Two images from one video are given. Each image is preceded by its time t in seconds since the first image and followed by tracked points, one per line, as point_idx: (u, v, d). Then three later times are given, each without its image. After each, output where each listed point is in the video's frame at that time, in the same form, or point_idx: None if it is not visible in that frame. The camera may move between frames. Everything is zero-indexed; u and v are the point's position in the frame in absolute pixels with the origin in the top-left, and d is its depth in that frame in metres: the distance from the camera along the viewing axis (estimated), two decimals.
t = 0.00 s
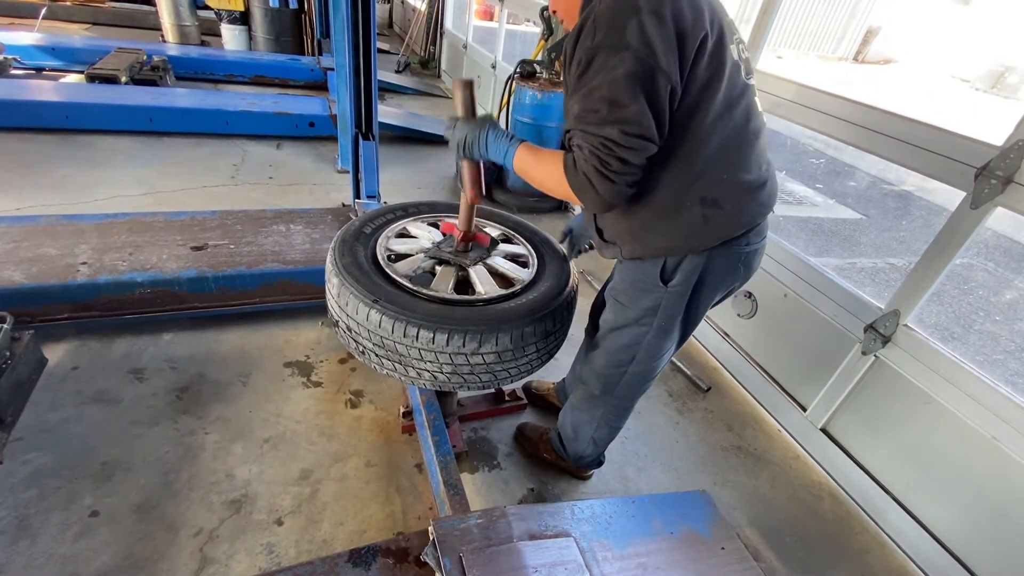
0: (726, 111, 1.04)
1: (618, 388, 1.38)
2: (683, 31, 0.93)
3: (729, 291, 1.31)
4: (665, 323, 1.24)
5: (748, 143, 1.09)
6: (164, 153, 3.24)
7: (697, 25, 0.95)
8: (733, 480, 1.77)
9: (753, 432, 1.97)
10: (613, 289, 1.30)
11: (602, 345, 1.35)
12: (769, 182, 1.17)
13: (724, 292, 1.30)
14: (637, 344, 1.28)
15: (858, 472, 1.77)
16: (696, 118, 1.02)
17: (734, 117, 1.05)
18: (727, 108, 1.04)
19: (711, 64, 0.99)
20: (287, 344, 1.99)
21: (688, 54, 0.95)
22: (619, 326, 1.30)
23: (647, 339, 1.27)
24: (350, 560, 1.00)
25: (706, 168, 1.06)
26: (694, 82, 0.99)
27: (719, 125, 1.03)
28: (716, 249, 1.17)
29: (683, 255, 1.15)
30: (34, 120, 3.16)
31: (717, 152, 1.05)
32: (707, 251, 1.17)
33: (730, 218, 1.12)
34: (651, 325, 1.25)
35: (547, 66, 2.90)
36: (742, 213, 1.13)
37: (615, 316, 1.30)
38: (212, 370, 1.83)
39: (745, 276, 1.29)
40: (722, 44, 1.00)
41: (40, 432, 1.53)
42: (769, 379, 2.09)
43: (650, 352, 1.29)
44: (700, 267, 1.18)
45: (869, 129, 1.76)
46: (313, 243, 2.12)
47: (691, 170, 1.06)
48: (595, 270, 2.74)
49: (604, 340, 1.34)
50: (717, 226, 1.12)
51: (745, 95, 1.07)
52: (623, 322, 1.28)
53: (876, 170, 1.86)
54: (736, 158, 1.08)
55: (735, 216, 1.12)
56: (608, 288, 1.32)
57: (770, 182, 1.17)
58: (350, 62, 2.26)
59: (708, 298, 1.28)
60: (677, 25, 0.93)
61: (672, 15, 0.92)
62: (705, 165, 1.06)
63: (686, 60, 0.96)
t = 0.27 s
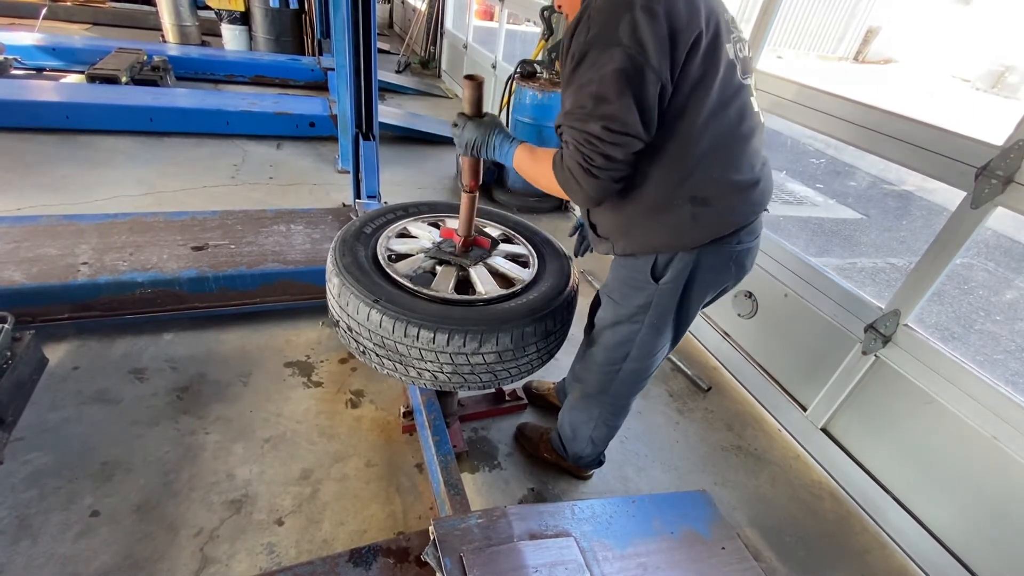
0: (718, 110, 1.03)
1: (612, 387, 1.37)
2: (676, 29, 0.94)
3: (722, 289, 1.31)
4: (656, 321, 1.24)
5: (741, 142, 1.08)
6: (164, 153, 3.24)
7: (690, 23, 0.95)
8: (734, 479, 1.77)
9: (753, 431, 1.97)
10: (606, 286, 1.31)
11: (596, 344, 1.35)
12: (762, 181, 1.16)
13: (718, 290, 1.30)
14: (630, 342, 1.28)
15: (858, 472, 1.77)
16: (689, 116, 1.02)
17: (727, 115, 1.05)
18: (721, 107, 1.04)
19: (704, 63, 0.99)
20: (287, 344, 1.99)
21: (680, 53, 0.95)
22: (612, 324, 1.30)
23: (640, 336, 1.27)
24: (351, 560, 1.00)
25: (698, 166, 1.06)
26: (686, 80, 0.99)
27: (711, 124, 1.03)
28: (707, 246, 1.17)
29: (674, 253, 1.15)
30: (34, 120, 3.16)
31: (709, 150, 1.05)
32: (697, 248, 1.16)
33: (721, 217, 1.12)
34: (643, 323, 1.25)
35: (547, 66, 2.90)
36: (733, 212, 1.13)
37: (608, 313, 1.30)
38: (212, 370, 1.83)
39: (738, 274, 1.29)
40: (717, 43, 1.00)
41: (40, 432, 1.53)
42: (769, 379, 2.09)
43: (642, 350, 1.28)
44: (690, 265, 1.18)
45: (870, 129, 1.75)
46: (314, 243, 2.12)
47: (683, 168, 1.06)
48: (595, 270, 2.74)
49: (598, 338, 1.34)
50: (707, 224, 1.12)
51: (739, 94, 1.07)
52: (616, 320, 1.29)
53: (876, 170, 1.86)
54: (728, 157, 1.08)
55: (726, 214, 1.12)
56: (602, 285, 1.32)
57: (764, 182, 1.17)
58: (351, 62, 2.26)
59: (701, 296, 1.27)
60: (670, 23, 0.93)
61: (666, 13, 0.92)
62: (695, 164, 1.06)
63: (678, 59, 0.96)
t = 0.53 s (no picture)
0: (712, 107, 1.04)
1: (606, 384, 1.37)
2: (670, 22, 0.95)
3: (716, 288, 1.30)
4: (647, 317, 1.24)
5: (734, 140, 1.08)
6: (164, 153, 3.24)
7: (685, 17, 0.96)
8: (734, 479, 1.77)
9: (753, 431, 1.97)
10: (600, 282, 1.32)
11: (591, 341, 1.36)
12: (756, 181, 1.15)
13: (711, 290, 1.29)
14: (622, 338, 1.28)
15: (857, 471, 1.77)
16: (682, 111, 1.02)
17: (720, 112, 1.05)
18: (714, 103, 1.04)
19: (699, 58, 1.00)
20: (287, 344, 1.99)
21: (674, 45, 0.97)
22: (604, 320, 1.30)
23: (631, 333, 1.27)
24: (351, 560, 1.00)
25: (689, 161, 1.07)
26: (680, 74, 1.00)
27: (703, 119, 1.03)
28: (696, 244, 1.16)
29: (664, 248, 1.16)
30: (34, 120, 3.16)
31: (701, 146, 1.05)
32: (687, 245, 1.16)
33: (711, 214, 1.11)
34: (634, 319, 1.25)
35: (547, 66, 2.90)
36: (725, 209, 1.12)
37: (601, 310, 1.31)
38: (213, 370, 1.83)
39: (732, 273, 1.27)
40: (712, 39, 1.01)
41: (41, 432, 1.53)
42: (768, 378, 2.09)
43: (634, 347, 1.28)
44: (680, 261, 1.18)
45: (870, 129, 1.75)
46: (314, 243, 2.12)
47: (675, 163, 1.06)
48: (595, 270, 2.74)
49: (592, 334, 1.35)
50: (696, 221, 1.11)
51: (735, 92, 1.06)
52: (608, 316, 1.29)
53: (877, 170, 1.86)
54: (720, 154, 1.07)
55: (716, 212, 1.11)
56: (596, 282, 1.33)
57: (758, 182, 1.16)
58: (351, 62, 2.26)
59: (694, 295, 1.26)
60: (664, 16, 0.95)
61: (660, 6, 0.94)
62: (687, 158, 1.06)
63: (672, 51, 0.97)
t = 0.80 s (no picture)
0: (710, 102, 1.04)
1: (602, 381, 1.37)
2: (671, 17, 0.96)
3: (711, 285, 1.29)
4: (641, 313, 1.24)
5: (730, 136, 1.08)
6: (164, 154, 3.24)
7: (684, 12, 0.97)
8: (734, 479, 1.77)
9: (754, 431, 1.97)
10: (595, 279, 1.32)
11: (588, 338, 1.36)
12: (750, 178, 1.15)
13: (706, 286, 1.28)
14: (617, 335, 1.28)
15: (857, 471, 1.77)
16: (679, 107, 1.02)
17: (717, 108, 1.05)
18: (711, 99, 1.04)
19: (698, 53, 1.00)
20: (288, 344, 1.99)
21: (674, 40, 0.98)
22: (600, 317, 1.30)
23: (626, 329, 1.27)
24: (351, 560, 1.00)
25: (684, 156, 1.07)
26: (679, 69, 1.00)
27: (699, 115, 1.04)
28: (688, 239, 1.16)
29: (656, 243, 1.16)
30: (34, 120, 3.16)
31: (696, 141, 1.06)
32: (679, 240, 1.16)
33: (702, 210, 1.11)
34: (628, 314, 1.25)
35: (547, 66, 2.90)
36: (719, 205, 1.12)
37: (596, 306, 1.31)
38: (214, 370, 1.83)
39: (726, 270, 1.27)
40: (712, 35, 1.01)
41: (42, 432, 1.53)
42: (768, 378, 2.09)
43: (630, 343, 1.28)
44: (673, 257, 1.18)
45: (871, 128, 1.75)
46: (314, 243, 2.12)
47: (669, 157, 1.07)
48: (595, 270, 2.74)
49: (589, 332, 1.35)
50: (688, 216, 1.11)
51: (734, 89, 1.06)
52: (604, 312, 1.29)
53: (877, 170, 1.86)
54: (716, 150, 1.07)
55: (708, 208, 1.11)
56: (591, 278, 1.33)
57: (753, 181, 1.16)
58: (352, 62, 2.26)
59: (688, 291, 1.26)
60: (666, 11, 0.96)
61: None
62: (682, 152, 1.06)
63: (672, 45, 0.98)
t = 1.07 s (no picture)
0: (714, 99, 1.04)
1: (600, 378, 1.37)
2: (686, 8, 0.95)
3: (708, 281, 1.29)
4: (638, 309, 1.24)
5: (732, 135, 1.08)
6: (165, 154, 3.25)
7: (699, 6, 0.96)
8: (734, 479, 1.77)
9: (754, 431, 1.97)
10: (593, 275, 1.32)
11: (586, 335, 1.36)
12: (748, 178, 1.15)
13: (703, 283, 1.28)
14: (614, 331, 1.28)
15: (858, 470, 1.77)
16: (684, 104, 1.02)
17: (720, 107, 1.05)
18: (716, 98, 1.04)
19: (708, 50, 1.00)
20: (288, 344, 1.99)
21: (687, 33, 0.97)
22: (597, 313, 1.31)
23: (622, 325, 1.27)
24: (352, 560, 1.00)
25: (685, 151, 1.07)
26: (689, 64, 1.00)
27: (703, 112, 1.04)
28: (684, 234, 1.16)
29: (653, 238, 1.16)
30: (34, 120, 3.16)
31: (697, 139, 1.06)
32: (674, 236, 1.16)
33: (699, 208, 1.11)
34: (625, 310, 1.25)
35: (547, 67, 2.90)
36: (717, 202, 1.12)
37: (594, 302, 1.31)
38: (214, 370, 1.83)
39: (723, 267, 1.27)
40: (723, 32, 1.01)
41: (43, 432, 1.53)
42: (769, 377, 2.09)
43: (627, 340, 1.28)
44: (669, 252, 1.18)
45: (871, 128, 1.75)
46: (315, 243, 2.13)
47: (671, 153, 1.07)
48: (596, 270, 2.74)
49: (586, 328, 1.35)
50: (685, 213, 1.11)
51: (738, 89, 1.06)
52: (601, 308, 1.29)
53: (877, 170, 1.86)
54: (718, 148, 1.08)
55: (706, 206, 1.11)
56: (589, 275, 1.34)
57: (751, 180, 1.16)
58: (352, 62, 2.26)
59: (685, 288, 1.26)
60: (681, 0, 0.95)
61: None
62: (685, 147, 1.07)
63: (686, 37, 0.97)
